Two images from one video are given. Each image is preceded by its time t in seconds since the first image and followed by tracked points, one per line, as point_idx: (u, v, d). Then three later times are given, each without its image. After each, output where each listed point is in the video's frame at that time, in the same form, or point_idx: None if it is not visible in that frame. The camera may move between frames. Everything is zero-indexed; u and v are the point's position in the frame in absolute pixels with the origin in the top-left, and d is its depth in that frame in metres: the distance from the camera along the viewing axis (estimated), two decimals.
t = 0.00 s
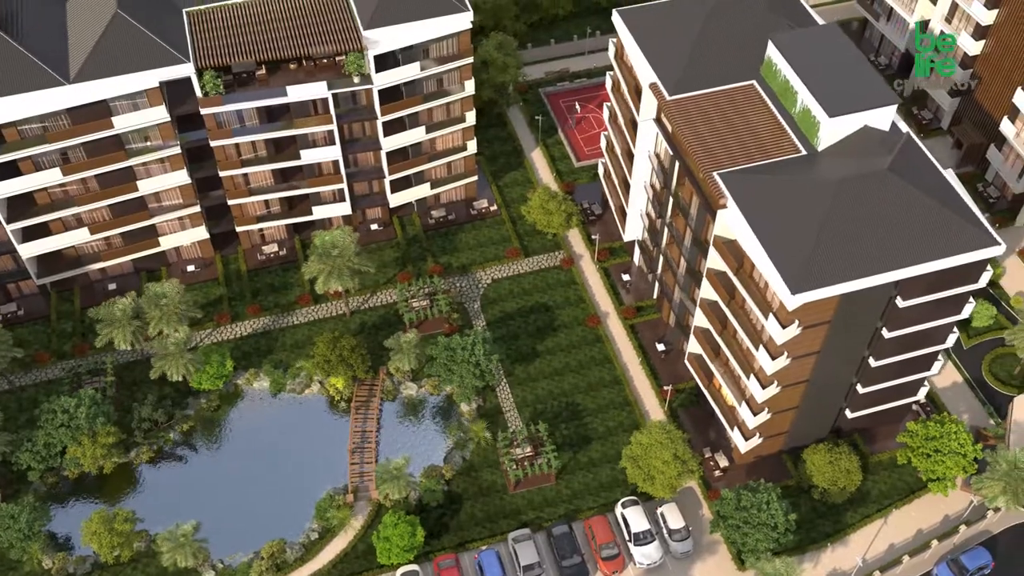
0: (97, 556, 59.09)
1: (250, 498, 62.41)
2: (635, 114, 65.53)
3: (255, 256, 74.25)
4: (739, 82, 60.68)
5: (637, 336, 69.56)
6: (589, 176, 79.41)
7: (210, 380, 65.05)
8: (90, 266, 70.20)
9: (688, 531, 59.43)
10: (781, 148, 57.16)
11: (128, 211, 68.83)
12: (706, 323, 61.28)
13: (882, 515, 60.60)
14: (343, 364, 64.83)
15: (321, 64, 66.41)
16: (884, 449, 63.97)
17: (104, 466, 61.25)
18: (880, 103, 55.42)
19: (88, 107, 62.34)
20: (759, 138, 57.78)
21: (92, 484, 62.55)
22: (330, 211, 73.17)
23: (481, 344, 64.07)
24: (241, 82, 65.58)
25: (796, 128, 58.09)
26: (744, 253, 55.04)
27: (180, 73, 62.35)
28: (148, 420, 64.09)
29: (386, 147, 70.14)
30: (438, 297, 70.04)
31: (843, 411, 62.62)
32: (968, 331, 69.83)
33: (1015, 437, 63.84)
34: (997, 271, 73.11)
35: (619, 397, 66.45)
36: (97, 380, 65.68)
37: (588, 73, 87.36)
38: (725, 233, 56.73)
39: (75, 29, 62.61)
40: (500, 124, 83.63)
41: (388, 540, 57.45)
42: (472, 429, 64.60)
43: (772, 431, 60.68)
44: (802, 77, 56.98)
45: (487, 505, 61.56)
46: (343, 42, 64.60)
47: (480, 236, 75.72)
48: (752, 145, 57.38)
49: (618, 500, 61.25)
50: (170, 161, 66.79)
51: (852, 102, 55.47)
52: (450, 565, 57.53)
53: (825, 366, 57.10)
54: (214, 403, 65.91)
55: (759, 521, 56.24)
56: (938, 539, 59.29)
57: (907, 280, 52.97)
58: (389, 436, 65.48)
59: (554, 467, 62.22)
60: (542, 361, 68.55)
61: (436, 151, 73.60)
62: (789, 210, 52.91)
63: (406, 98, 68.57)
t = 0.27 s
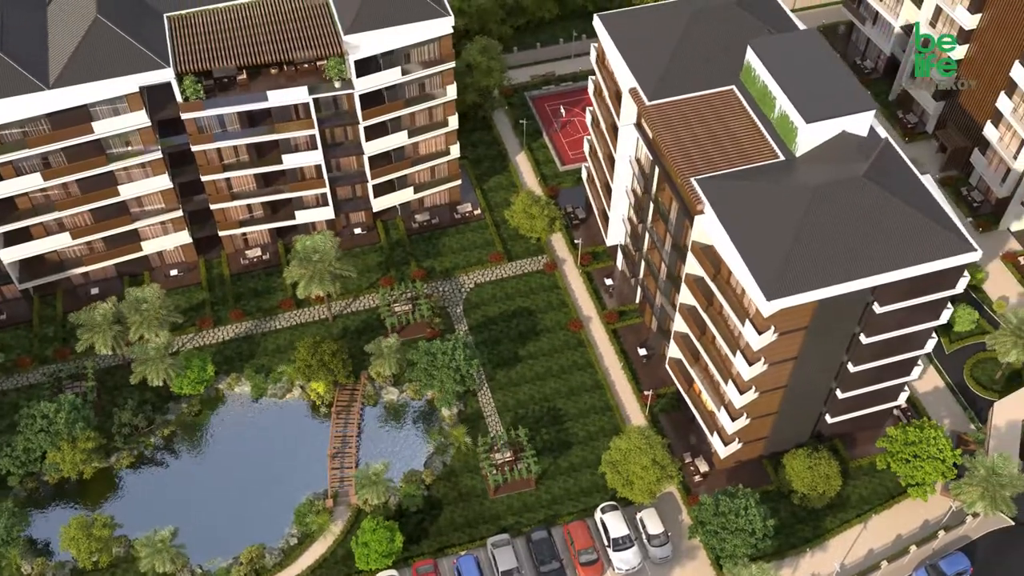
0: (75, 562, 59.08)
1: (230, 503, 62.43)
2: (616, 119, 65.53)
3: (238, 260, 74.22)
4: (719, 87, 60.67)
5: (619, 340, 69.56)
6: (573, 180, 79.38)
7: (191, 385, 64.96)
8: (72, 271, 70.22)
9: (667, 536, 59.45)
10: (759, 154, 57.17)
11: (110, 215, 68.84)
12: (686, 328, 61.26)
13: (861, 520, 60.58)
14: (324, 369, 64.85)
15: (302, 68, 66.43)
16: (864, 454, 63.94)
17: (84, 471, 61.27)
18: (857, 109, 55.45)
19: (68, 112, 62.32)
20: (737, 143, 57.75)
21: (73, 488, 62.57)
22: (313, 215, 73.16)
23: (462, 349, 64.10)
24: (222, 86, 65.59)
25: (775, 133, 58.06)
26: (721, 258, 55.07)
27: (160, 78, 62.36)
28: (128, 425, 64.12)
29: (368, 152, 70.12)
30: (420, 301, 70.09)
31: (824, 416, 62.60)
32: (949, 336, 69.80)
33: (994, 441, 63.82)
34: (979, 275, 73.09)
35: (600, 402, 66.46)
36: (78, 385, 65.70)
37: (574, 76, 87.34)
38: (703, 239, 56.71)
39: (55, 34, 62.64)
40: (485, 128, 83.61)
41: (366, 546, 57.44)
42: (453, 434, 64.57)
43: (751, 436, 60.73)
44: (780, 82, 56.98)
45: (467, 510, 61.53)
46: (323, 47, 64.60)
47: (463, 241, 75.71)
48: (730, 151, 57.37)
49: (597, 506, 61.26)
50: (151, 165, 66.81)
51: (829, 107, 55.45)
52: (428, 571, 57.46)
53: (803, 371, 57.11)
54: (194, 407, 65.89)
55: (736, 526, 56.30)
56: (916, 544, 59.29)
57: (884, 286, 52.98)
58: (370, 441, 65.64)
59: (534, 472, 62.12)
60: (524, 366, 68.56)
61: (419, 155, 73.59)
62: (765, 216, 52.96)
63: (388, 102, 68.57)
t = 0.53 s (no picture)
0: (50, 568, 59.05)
1: (207, 508, 62.41)
2: (593, 125, 65.53)
3: (218, 265, 74.17)
4: (694, 93, 60.67)
5: (598, 345, 69.57)
6: (554, 185, 79.38)
7: (168, 392, 65.20)
8: (51, 276, 70.18)
9: (643, 542, 59.41)
10: (734, 161, 57.21)
11: (88, 221, 68.83)
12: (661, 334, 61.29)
13: (837, 526, 60.56)
14: (301, 375, 64.84)
15: (280, 74, 66.44)
16: (841, 459, 63.93)
17: (60, 477, 61.25)
18: (830, 116, 55.48)
19: (44, 118, 62.29)
20: (712, 149, 57.76)
21: (50, 494, 62.56)
22: (293, 221, 73.11)
23: (439, 355, 64.10)
24: (199, 92, 65.63)
25: (749, 140, 58.06)
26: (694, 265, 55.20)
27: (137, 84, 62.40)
28: (105, 431, 64.11)
29: (347, 157, 70.11)
30: (399, 307, 70.17)
31: (800, 422, 62.62)
32: (928, 341, 69.79)
33: (971, 448, 63.51)
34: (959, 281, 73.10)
35: (578, 407, 66.46)
36: (56, 390, 65.73)
37: (557, 80, 87.37)
38: (677, 245, 56.84)
39: (32, 40, 62.64)
40: (468, 132, 83.61)
41: (341, 552, 57.40)
42: (430, 439, 64.54)
43: (726, 442, 60.85)
44: (754, 89, 57.01)
45: (443, 516, 61.47)
46: (301, 52, 64.57)
47: (444, 245, 75.71)
48: (704, 158, 57.39)
49: (573, 512, 61.23)
50: (129, 171, 66.81)
51: (803, 114, 55.47)
52: None
53: (777, 378, 57.15)
54: (172, 413, 65.90)
55: (710, 533, 56.31)
56: (892, 550, 59.25)
57: (856, 293, 52.99)
58: (349, 446, 65.68)
59: (510, 478, 62.46)
60: (502, 371, 68.55)
61: (399, 160, 73.57)
62: (737, 223, 53.00)
63: (366, 108, 68.58)
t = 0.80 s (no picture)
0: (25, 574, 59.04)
1: (184, 514, 62.49)
2: (570, 130, 65.54)
3: (198, 270, 74.16)
4: (670, 99, 60.67)
5: (576, 351, 69.58)
6: (535, 190, 79.42)
7: (145, 397, 64.92)
8: (30, 281, 70.18)
9: (618, 548, 59.40)
10: (707, 167, 57.23)
11: (67, 226, 68.84)
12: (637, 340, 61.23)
13: (812, 532, 60.56)
14: (279, 380, 64.85)
15: (258, 79, 66.49)
16: (817, 465, 63.95)
17: (35, 483, 61.26)
18: (803, 123, 55.49)
19: (21, 124, 62.27)
20: (686, 155, 57.79)
21: (26, 500, 62.59)
22: (273, 226, 73.09)
23: (415, 360, 64.10)
24: (177, 98, 65.71)
25: (724, 146, 58.08)
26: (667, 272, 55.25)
27: (112, 90, 62.57)
28: (81, 437, 63.98)
29: (326, 163, 70.14)
30: (378, 312, 70.20)
31: (777, 428, 62.57)
32: (907, 346, 69.80)
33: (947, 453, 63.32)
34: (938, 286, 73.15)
35: (556, 413, 66.47)
36: (33, 396, 65.78)
37: (540, 85, 87.45)
38: (650, 252, 56.89)
39: (8, 46, 62.63)
40: (450, 137, 83.64)
41: (315, 558, 57.42)
42: (407, 445, 64.51)
43: (702, 448, 60.79)
44: (728, 95, 57.03)
45: (419, 522, 61.47)
46: (277, 58, 64.59)
47: (424, 250, 75.72)
48: (678, 164, 57.39)
49: (549, 518, 61.24)
50: (107, 176, 66.81)
51: (776, 121, 55.50)
52: None
53: (751, 384, 57.15)
54: (150, 419, 65.93)
55: (684, 539, 56.35)
56: (866, 557, 59.27)
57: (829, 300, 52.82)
58: (327, 451, 65.71)
59: (486, 485, 62.32)
60: (480, 377, 68.55)
61: (379, 166, 73.60)
62: (709, 230, 52.95)
63: (345, 113, 68.60)
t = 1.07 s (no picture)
0: None
1: (163, 520, 62.53)
2: (551, 135, 65.48)
3: (181, 274, 74.15)
4: (649, 104, 60.59)
5: (558, 355, 69.58)
6: (519, 194, 79.43)
7: (126, 402, 65.02)
8: (12, 286, 70.17)
9: (596, 554, 59.36)
10: (685, 172, 57.16)
11: (48, 231, 68.83)
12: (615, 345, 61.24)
13: (791, 537, 60.54)
14: (259, 386, 64.82)
15: (238, 84, 66.53)
16: (797, 470, 63.95)
17: (15, 488, 61.30)
18: (780, 128, 55.44)
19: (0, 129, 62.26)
20: (664, 161, 57.76)
21: (6, 505, 62.58)
22: (256, 230, 73.03)
23: (395, 365, 64.09)
24: (157, 103, 65.71)
25: (702, 152, 58.03)
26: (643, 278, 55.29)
27: (92, 95, 62.44)
28: (61, 442, 64.10)
29: (308, 167, 70.13)
30: (360, 316, 70.24)
31: (756, 433, 62.59)
32: (889, 351, 69.81)
33: (926, 458, 63.39)
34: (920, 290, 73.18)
35: (537, 418, 66.46)
36: (13, 401, 65.87)
37: (525, 89, 87.47)
38: (627, 258, 56.90)
39: None
40: (435, 141, 83.64)
41: (293, 564, 57.40)
42: (387, 450, 64.49)
43: (681, 453, 60.85)
44: (705, 101, 56.94)
45: (398, 527, 61.45)
46: (257, 63, 64.66)
47: (407, 255, 75.72)
48: (656, 170, 57.31)
49: (528, 523, 61.22)
50: (88, 181, 66.80)
51: (753, 127, 55.47)
52: None
53: (729, 390, 57.14)
54: (131, 424, 65.98)
55: (662, 545, 56.37)
56: (844, 562, 59.26)
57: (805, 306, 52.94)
58: (308, 456, 65.70)
59: (465, 490, 62.28)
60: (462, 382, 68.53)
61: (361, 170, 73.61)
62: (685, 236, 52.87)
63: (326, 117, 68.63)
